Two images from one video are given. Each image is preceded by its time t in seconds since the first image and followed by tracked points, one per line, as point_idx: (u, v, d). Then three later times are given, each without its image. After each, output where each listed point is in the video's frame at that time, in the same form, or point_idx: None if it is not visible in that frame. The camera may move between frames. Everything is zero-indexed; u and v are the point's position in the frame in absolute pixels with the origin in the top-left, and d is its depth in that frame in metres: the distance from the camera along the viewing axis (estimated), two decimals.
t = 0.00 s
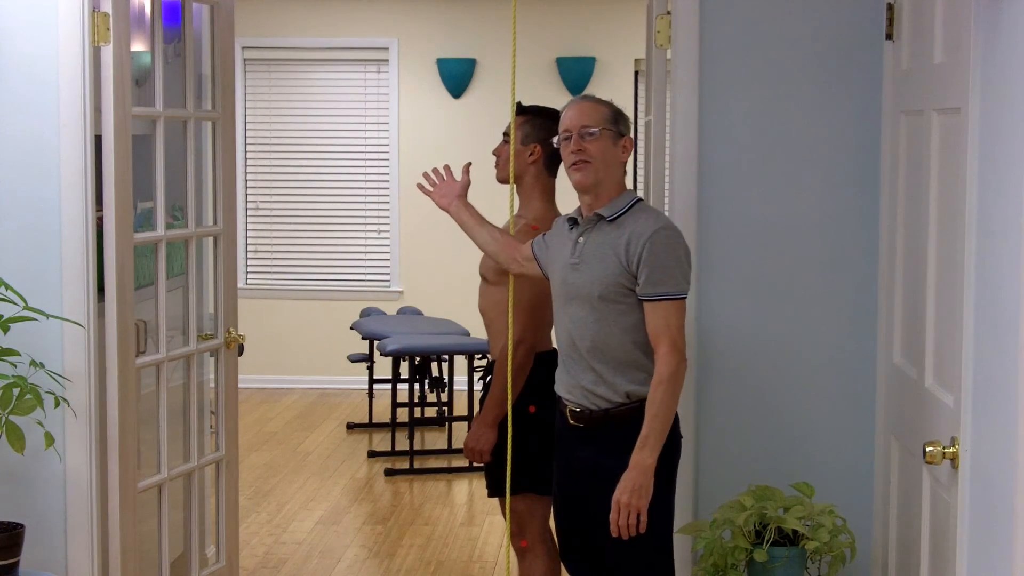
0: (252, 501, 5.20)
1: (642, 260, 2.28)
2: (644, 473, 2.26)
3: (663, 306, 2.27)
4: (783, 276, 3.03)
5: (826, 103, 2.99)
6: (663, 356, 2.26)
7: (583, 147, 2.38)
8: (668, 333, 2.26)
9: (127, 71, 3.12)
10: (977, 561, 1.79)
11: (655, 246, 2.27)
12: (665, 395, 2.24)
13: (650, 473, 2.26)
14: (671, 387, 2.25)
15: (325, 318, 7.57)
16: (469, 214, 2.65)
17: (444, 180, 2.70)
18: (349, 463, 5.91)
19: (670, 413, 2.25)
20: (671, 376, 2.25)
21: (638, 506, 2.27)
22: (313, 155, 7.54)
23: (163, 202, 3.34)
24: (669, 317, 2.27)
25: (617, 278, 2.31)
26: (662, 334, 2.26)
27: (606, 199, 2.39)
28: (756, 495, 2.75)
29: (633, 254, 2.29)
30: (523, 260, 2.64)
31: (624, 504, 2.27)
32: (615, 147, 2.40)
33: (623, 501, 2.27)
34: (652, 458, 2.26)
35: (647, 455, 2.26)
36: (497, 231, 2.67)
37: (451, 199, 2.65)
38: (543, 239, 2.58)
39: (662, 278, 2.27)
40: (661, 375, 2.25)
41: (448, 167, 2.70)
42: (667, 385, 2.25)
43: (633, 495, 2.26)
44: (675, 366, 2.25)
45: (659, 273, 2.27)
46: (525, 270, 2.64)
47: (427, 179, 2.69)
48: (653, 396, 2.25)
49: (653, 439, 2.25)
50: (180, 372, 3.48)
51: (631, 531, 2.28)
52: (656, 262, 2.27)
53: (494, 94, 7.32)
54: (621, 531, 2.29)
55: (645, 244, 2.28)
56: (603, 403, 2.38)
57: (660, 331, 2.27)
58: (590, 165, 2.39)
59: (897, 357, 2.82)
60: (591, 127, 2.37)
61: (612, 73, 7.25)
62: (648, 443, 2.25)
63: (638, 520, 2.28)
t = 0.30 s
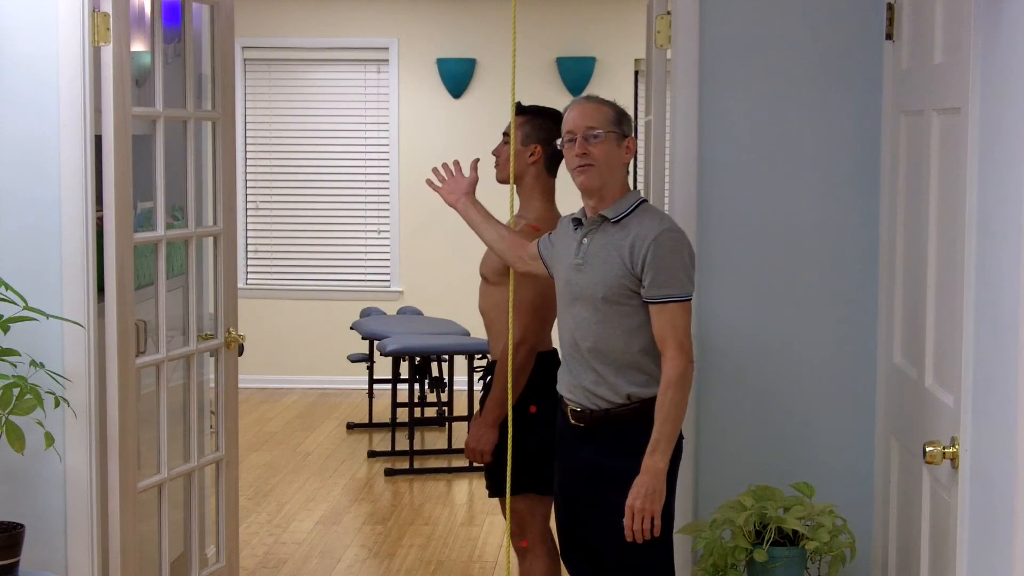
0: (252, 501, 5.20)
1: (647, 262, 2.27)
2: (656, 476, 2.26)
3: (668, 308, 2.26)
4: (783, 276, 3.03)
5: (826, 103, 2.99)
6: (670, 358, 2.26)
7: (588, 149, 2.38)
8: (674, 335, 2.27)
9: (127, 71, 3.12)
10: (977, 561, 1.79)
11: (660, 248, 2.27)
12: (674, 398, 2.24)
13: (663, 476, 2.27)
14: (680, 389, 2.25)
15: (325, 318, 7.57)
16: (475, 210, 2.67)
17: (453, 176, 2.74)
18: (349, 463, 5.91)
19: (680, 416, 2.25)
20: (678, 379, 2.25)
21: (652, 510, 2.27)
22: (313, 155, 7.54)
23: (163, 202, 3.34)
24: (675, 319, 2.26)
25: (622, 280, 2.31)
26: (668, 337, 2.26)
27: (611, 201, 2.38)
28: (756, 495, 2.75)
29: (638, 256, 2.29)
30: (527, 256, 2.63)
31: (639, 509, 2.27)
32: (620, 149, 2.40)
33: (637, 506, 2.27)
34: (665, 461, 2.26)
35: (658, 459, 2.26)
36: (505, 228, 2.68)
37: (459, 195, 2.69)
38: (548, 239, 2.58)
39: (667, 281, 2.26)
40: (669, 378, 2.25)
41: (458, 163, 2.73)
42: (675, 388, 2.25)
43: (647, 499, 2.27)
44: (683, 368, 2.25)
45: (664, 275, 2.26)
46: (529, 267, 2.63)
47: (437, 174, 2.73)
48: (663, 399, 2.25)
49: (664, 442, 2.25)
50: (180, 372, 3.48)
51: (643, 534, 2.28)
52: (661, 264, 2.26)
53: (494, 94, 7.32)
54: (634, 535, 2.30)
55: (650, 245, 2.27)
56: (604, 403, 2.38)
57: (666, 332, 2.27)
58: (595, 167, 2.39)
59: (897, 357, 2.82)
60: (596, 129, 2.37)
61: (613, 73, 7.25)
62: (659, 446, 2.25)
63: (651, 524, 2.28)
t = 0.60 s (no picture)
0: (252, 501, 5.20)
1: (653, 260, 2.28)
2: (662, 471, 2.26)
3: (676, 305, 2.27)
4: (784, 276, 3.03)
5: (827, 103, 2.99)
6: (678, 355, 2.27)
7: (591, 151, 2.38)
8: (682, 332, 2.27)
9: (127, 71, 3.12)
10: (977, 561, 1.79)
11: (666, 245, 2.27)
12: (681, 394, 2.25)
13: (668, 472, 2.27)
14: (687, 386, 2.26)
15: (325, 318, 7.57)
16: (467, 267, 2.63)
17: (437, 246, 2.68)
18: (349, 463, 5.91)
19: (686, 412, 2.26)
20: (686, 376, 2.26)
21: (657, 505, 2.27)
22: (313, 155, 7.54)
23: (163, 202, 3.34)
24: (682, 316, 2.27)
25: (628, 279, 2.31)
26: (676, 334, 2.27)
27: (612, 204, 2.38)
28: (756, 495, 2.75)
29: (644, 254, 2.29)
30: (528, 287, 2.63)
31: (643, 504, 2.27)
32: (622, 151, 2.40)
33: (642, 500, 2.27)
34: (670, 457, 2.26)
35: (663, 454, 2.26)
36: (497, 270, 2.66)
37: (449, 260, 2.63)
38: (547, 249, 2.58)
39: (674, 277, 2.27)
40: (676, 374, 2.26)
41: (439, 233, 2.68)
42: (682, 384, 2.26)
43: (653, 494, 2.27)
44: (691, 366, 2.26)
45: (670, 272, 2.27)
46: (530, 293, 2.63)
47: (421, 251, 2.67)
48: (670, 395, 2.26)
49: (670, 438, 2.26)
50: (180, 372, 3.48)
51: (647, 529, 2.28)
52: (668, 261, 2.27)
53: (494, 94, 7.32)
54: (638, 530, 2.29)
55: (655, 243, 2.28)
56: (612, 404, 2.37)
57: (674, 329, 2.27)
58: (597, 169, 2.38)
59: (897, 357, 2.81)
60: (599, 131, 2.37)
61: (612, 73, 7.25)
62: (666, 441, 2.26)
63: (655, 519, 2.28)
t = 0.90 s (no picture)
0: (252, 501, 5.20)
1: (658, 258, 2.28)
2: (680, 468, 2.26)
3: (682, 301, 2.27)
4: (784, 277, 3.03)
5: (827, 103, 2.99)
6: (685, 352, 2.27)
7: (588, 151, 2.38)
8: (688, 329, 2.27)
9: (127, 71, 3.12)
10: (976, 561, 1.79)
11: (670, 242, 2.28)
12: (692, 392, 2.26)
13: (685, 469, 2.27)
14: (697, 383, 2.26)
15: (325, 318, 7.57)
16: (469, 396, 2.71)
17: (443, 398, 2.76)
18: (349, 463, 5.91)
19: (698, 409, 2.26)
20: (695, 372, 2.26)
21: (677, 503, 2.27)
22: (313, 156, 7.54)
23: (163, 202, 3.34)
24: (689, 313, 2.27)
25: (633, 277, 2.31)
26: (683, 331, 2.27)
27: (611, 204, 2.38)
28: (756, 495, 2.75)
29: (649, 251, 2.29)
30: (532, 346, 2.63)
31: (665, 502, 2.27)
32: (618, 152, 2.41)
33: (663, 499, 2.27)
34: (687, 455, 2.26)
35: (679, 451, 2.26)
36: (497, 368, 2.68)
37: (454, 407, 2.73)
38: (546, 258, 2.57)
39: (679, 274, 2.27)
40: (686, 372, 2.26)
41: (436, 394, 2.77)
42: (693, 381, 2.26)
43: (673, 492, 2.26)
44: (699, 362, 2.26)
45: (675, 268, 2.27)
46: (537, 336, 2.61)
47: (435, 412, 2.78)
48: (680, 394, 2.26)
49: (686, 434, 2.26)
50: (180, 371, 3.48)
51: (668, 526, 2.28)
52: (673, 257, 2.27)
53: (494, 94, 7.32)
54: (659, 527, 2.29)
55: (660, 240, 2.28)
56: (620, 404, 2.36)
57: (681, 327, 2.27)
58: (595, 169, 2.39)
59: (897, 357, 2.81)
60: (596, 131, 2.38)
61: (612, 73, 7.25)
62: (682, 439, 2.25)
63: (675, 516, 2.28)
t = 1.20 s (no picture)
0: (252, 501, 5.20)
1: (657, 257, 2.28)
2: (665, 469, 2.28)
3: (677, 302, 2.28)
4: (783, 277, 3.03)
5: (827, 102, 2.99)
6: (678, 353, 2.29)
7: (586, 150, 2.38)
8: (682, 330, 2.29)
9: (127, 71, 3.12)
10: (976, 561, 1.79)
11: (669, 242, 2.28)
12: (682, 392, 2.28)
13: (671, 469, 2.29)
14: (687, 384, 2.28)
15: (325, 318, 7.57)
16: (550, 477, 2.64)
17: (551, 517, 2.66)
18: (349, 463, 5.91)
19: (687, 411, 2.28)
20: (686, 374, 2.28)
21: (662, 503, 2.29)
22: (313, 156, 7.54)
23: (163, 202, 3.34)
24: (684, 314, 2.28)
25: (632, 277, 2.31)
26: (676, 332, 2.29)
27: (609, 203, 2.38)
28: (756, 495, 2.75)
29: (648, 250, 2.30)
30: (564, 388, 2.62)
31: (649, 502, 2.29)
32: (615, 151, 2.41)
33: (647, 499, 2.29)
34: (673, 455, 2.28)
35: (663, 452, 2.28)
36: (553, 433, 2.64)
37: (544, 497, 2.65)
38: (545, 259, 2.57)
39: (677, 274, 2.27)
40: (676, 372, 2.29)
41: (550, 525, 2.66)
42: (683, 382, 2.28)
43: (657, 492, 2.29)
44: (689, 364, 2.29)
45: (673, 268, 2.27)
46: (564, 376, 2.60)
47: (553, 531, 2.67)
48: (670, 394, 2.28)
49: (672, 435, 2.28)
50: (180, 371, 3.48)
51: (652, 525, 2.31)
52: (671, 256, 2.27)
53: (494, 94, 7.32)
54: (644, 526, 2.32)
55: (657, 240, 2.28)
56: (618, 404, 2.35)
57: (675, 328, 2.29)
58: (593, 168, 2.38)
59: (897, 357, 2.81)
60: (593, 129, 2.38)
61: (612, 73, 7.25)
62: (668, 440, 2.27)
63: (660, 515, 2.31)
